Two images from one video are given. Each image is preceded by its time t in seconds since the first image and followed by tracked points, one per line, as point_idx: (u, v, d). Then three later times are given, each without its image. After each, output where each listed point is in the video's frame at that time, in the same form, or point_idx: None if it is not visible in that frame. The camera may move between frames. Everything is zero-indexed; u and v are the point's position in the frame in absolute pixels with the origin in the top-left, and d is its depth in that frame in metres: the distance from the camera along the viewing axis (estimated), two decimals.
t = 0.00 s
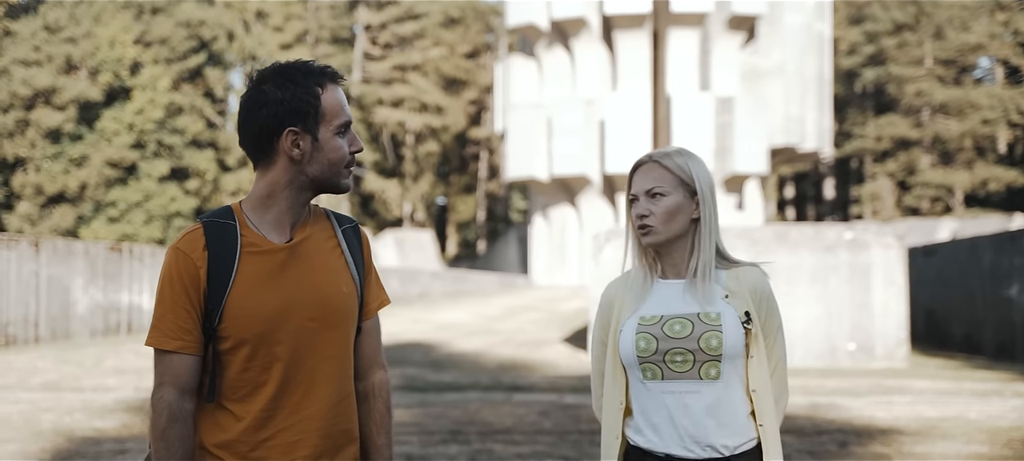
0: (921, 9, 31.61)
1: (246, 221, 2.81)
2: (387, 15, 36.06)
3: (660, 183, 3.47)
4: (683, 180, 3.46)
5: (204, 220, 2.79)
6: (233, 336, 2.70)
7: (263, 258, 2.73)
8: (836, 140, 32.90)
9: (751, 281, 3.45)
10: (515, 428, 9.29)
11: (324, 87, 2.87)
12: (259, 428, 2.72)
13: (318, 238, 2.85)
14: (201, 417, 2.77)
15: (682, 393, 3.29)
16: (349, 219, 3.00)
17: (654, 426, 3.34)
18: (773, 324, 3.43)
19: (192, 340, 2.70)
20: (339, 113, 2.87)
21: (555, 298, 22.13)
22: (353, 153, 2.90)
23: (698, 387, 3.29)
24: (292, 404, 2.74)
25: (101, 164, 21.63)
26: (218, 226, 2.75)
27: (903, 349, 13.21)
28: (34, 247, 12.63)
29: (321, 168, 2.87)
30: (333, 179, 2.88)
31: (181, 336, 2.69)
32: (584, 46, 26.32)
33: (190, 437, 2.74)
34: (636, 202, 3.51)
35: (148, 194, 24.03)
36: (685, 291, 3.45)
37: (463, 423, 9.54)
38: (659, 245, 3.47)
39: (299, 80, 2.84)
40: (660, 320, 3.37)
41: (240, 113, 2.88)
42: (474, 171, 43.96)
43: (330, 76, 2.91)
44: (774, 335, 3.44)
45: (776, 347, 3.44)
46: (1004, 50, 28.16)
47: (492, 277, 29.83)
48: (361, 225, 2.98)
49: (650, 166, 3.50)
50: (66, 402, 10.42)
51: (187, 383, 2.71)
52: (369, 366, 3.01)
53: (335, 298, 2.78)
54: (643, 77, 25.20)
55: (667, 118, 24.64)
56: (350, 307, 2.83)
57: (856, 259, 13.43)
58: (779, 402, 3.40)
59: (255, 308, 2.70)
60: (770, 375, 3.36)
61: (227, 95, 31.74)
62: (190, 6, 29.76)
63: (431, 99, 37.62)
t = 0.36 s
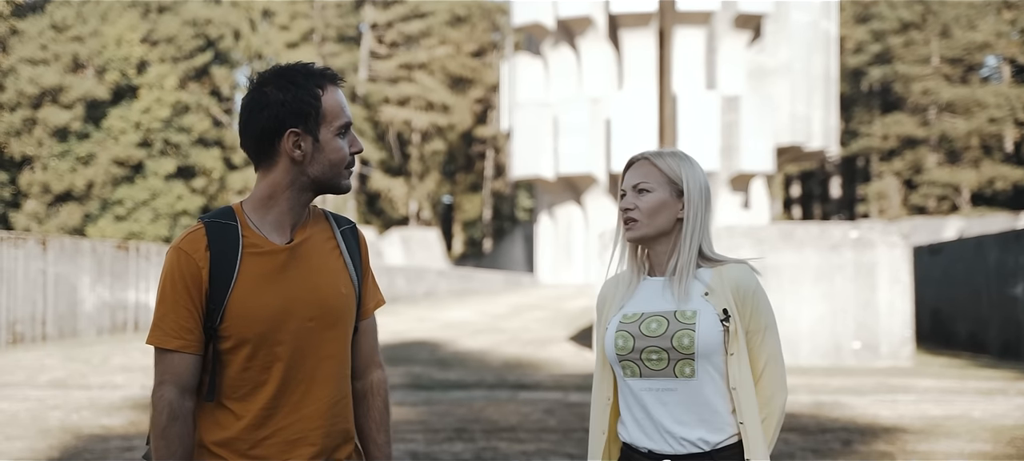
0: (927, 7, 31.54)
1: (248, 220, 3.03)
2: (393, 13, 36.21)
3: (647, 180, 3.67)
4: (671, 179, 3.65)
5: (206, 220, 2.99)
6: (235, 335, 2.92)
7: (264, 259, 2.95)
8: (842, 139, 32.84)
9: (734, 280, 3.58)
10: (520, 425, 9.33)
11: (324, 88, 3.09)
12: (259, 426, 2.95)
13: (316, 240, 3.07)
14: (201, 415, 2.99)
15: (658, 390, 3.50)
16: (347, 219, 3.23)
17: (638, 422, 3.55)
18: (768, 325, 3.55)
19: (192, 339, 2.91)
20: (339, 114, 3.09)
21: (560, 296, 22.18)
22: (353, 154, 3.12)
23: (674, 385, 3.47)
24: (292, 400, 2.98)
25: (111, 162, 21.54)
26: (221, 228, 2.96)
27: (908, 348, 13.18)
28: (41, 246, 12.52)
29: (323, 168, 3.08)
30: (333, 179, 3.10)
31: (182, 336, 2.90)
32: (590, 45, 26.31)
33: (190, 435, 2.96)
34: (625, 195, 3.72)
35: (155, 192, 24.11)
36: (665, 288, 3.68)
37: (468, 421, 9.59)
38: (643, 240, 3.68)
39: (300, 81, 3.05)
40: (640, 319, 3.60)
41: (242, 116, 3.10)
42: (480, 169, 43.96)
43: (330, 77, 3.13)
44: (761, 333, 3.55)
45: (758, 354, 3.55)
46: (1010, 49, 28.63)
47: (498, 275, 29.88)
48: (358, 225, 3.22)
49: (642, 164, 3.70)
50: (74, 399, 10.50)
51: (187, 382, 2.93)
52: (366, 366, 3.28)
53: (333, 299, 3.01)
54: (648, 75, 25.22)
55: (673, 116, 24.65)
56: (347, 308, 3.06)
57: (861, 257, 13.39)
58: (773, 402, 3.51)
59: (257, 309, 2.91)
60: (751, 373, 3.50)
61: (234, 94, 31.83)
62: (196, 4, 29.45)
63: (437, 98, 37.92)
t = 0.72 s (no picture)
0: (933, 8, 31.45)
1: (262, 223, 2.88)
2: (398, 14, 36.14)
3: (654, 181, 3.60)
4: (679, 182, 3.57)
5: (221, 221, 2.85)
6: (249, 336, 2.78)
7: (279, 260, 2.80)
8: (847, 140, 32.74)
9: (736, 282, 3.50)
10: (524, 426, 9.36)
11: (338, 93, 2.95)
12: (270, 427, 2.81)
13: (330, 242, 2.93)
14: (215, 415, 2.85)
15: (659, 391, 3.45)
16: (359, 222, 3.08)
17: (641, 423, 3.52)
18: (771, 327, 3.46)
19: (208, 339, 2.77)
20: (353, 118, 2.94)
21: (565, 298, 22.18)
22: (366, 158, 2.98)
23: (672, 386, 3.42)
24: (302, 401, 2.84)
25: (116, 163, 21.53)
26: (235, 230, 2.81)
27: (912, 348, 13.26)
28: (47, 246, 12.61)
29: (336, 171, 2.93)
30: (346, 182, 2.95)
31: (198, 335, 2.76)
32: (594, 45, 26.31)
33: (206, 434, 2.81)
34: (632, 196, 3.65)
35: (160, 193, 24.18)
36: (670, 288, 3.61)
37: (472, 421, 9.62)
38: (648, 240, 3.61)
39: (314, 86, 2.91)
40: (642, 319, 3.55)
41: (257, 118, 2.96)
42: (485, 170, 43.98)
43: (345, 82, 2.98)
44: (764, 335, 3.47)
45: (761, 357, 3.46)
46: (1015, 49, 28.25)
47: (503, 276, 29.89)
48: (370, 229, 3.06)
49: (650, 166, 3.63)
50: (80, 400, 10.54)
51: (202, 380, 2.78)
52: (374, 366, 3.15)
53: (346, 302, 2.87)
54: (653, 76, 25.18)
55: (678, 117, 24.65)
56: (359, 311, 2.92)
57: (865, 257, 13.41)
58: (777, 407, 3.43)
59: (271, 310, 2.77)
60: (751, 374, 3.43)
61: (238, 95, 31.94)
62: (202, 6, 29.68)
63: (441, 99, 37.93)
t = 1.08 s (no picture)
0: (944, 7, 31.37)
1: (293, 221, 2.84)
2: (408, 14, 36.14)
3: (688, 181, 3.45)
4: (713, 180, 3.42)
5: (253, 219, 2.81)
6: (275, 332, 2.73)
7: (309, 257, 2.75)
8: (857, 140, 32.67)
9: (769, 284, 3.34)
10: (535, 425, 9.37)
11: (368, 92, 2.91)
12: (295, 425, 2.75)
13: (363, 243, 2.87)
14: (242, 413, 2.79)
15: (687, 392, 3.28)
16: (395, 225, 3.02)
17: (667, 424, 3.35)
18: (803, 332, 3.28)
19: (236, 335, 2.72)
20: (382, 116, 2.89)
21: (574, 297, 22.22)
22: (397, 158, 2.92)
23: (702, 387, 3.26)
24: (328, 401, 2.77)
25: (126, 163, 21.61)
26: (266, 227, 2.78)
27: (923, 348, 13.18)
28: (58, 246, 12.62)
29: (367, 171, 2.89)
30: (377, 183, 2.90)
31: (225, 331, 2.72)
32: (604, 45, 26.27)
33: (231, 432, 2.76)
34: (664, 195, 3.50)
35: (171, 193, 24.26)
36: (700, 289, 3.45)
37: (483, 420, 9.63)
38: (681, 241, 3.45)
39: (345, 84, 2.88)
40: (672, 319, 3.39)
41: (288, 118, 2.94)
42: (495, 170, 44.09)
43: (375, 81, 2.94)
44: (797, 340, 3.28)
45: (792, 363, 3.28)
46: None
47: (513, 276, 29.93)
48: (405, 232, 3.00)
49: (684, 164, 3.48)
50: (92, 398, 10.58)
51: (230, 377, 2.74)
52: (407, 371, 3.08)
53: (377, 301, 2.81)
54: (664, 77, 25.15)
55: (688, 117, 24.62)
56: (390, 311, 2.85)
57: (876, 257, 13.39)
58: (806, 415, 3.25)
59: (297, 307, 2.72)
60: (783, 379, 3.26)
61: (249, 94, 32.09)
62: (213, 6, 29.85)
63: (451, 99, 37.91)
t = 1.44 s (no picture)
0: (948, 4, 31.33)
1: (325, 216, 2.79)
2: (413, 11, 36.14)
3: (731, 177, 3.43)
4: (756, 180, 3.42)
5: (285, 215, 2.78)
6: (303, 329, 2.68)
7: (339, 253, 2.71)
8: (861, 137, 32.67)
9: (802, 284, 3.33)
10: (540, 422, 9.44)
11: (402, 86, 2.85)
12: (322, 424, 2.69)
13: (395, 240, 2.82)
14: (272, 409, 2.76)
15: (712, 388, 3.28)
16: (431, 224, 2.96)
17: (689, 419, 3.36)
18: (834, 335, 3.28)
19: (264, 330, 2.69)
20: (417, 111, 2.84)
21: (579, 294, 22.28)
22: (432, 154, 2.88)
23: (727, 383, 3.26)
24: (355, 400, 2.71)
25: (130, 160, 21.67)
26: (296, 223, 2.74)
27: (926, 345, 13.22)
28: (64, 244, 12.64)
29: (401, 165, 2.84)
30: (412, 179, 2.85)
31: (253, 326, 2.69)
32: (609, 42, 26.24)
33: (259, 427, 2.74)
34: (704, 189, 3.49)
35: (176, 190, 24.32)
36: (732, 286, 3.44)
37: (488, 417, 9.69)
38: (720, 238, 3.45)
39: (378, 78, 2.83)
40: (701, 312, 3.39)
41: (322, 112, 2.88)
42: (500, 167, 44.19)
43: (410, 76, 2.89)
44: (827, 342, 3.28)
45: (821, 364, 3.29)
46: None
47: (517, 274, 29.98)
48: (441, 231, 2.94)
49: (726, 159, 3.47)
50: (99, 396, 10.65)
51: (259, 372, 2.71)
52: (443, 373, 2.99)
53: (407, 300, 2.75)
54: (668, 74, 25.13)
55: (692, 115, 24.62)
56: (423, 311, 2.79)
57: (880, 255, 13.44)
58: (832, 418, 3.27)
59: (324, 303, 2.67)
60: (811, 380, 3.26)
61: (255, 92, 32.22)
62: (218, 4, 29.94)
63: (456, 96, 37.91)
